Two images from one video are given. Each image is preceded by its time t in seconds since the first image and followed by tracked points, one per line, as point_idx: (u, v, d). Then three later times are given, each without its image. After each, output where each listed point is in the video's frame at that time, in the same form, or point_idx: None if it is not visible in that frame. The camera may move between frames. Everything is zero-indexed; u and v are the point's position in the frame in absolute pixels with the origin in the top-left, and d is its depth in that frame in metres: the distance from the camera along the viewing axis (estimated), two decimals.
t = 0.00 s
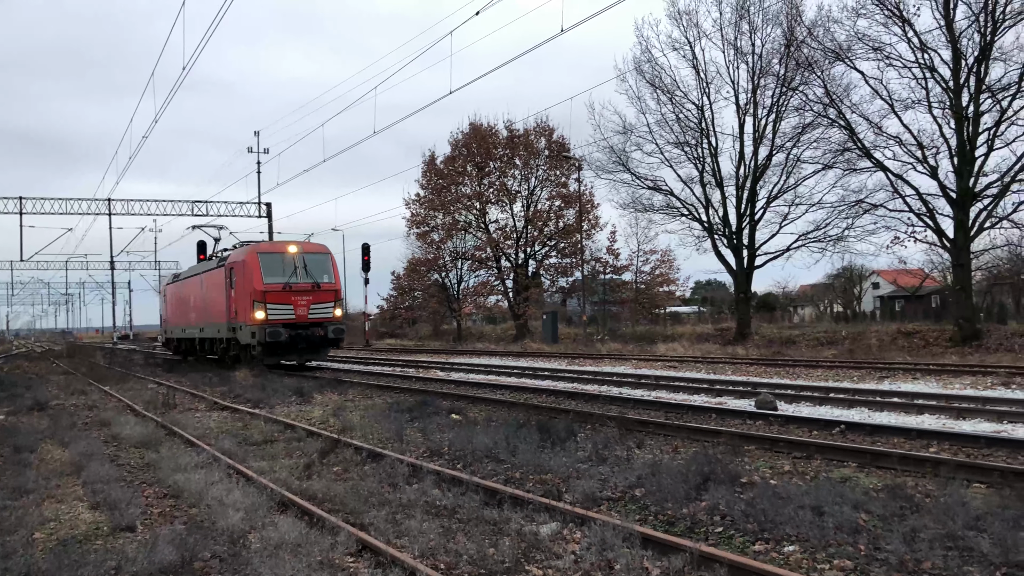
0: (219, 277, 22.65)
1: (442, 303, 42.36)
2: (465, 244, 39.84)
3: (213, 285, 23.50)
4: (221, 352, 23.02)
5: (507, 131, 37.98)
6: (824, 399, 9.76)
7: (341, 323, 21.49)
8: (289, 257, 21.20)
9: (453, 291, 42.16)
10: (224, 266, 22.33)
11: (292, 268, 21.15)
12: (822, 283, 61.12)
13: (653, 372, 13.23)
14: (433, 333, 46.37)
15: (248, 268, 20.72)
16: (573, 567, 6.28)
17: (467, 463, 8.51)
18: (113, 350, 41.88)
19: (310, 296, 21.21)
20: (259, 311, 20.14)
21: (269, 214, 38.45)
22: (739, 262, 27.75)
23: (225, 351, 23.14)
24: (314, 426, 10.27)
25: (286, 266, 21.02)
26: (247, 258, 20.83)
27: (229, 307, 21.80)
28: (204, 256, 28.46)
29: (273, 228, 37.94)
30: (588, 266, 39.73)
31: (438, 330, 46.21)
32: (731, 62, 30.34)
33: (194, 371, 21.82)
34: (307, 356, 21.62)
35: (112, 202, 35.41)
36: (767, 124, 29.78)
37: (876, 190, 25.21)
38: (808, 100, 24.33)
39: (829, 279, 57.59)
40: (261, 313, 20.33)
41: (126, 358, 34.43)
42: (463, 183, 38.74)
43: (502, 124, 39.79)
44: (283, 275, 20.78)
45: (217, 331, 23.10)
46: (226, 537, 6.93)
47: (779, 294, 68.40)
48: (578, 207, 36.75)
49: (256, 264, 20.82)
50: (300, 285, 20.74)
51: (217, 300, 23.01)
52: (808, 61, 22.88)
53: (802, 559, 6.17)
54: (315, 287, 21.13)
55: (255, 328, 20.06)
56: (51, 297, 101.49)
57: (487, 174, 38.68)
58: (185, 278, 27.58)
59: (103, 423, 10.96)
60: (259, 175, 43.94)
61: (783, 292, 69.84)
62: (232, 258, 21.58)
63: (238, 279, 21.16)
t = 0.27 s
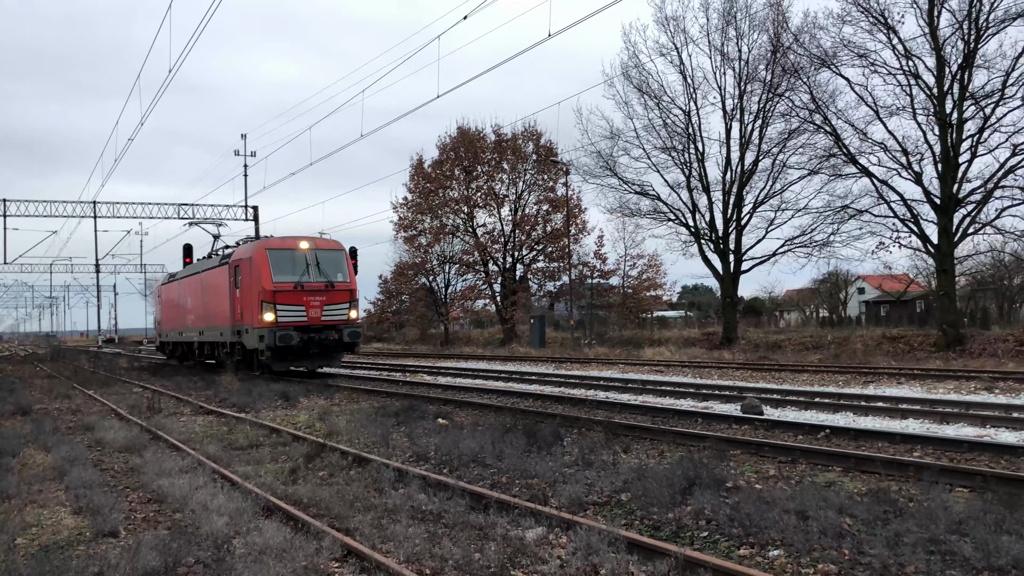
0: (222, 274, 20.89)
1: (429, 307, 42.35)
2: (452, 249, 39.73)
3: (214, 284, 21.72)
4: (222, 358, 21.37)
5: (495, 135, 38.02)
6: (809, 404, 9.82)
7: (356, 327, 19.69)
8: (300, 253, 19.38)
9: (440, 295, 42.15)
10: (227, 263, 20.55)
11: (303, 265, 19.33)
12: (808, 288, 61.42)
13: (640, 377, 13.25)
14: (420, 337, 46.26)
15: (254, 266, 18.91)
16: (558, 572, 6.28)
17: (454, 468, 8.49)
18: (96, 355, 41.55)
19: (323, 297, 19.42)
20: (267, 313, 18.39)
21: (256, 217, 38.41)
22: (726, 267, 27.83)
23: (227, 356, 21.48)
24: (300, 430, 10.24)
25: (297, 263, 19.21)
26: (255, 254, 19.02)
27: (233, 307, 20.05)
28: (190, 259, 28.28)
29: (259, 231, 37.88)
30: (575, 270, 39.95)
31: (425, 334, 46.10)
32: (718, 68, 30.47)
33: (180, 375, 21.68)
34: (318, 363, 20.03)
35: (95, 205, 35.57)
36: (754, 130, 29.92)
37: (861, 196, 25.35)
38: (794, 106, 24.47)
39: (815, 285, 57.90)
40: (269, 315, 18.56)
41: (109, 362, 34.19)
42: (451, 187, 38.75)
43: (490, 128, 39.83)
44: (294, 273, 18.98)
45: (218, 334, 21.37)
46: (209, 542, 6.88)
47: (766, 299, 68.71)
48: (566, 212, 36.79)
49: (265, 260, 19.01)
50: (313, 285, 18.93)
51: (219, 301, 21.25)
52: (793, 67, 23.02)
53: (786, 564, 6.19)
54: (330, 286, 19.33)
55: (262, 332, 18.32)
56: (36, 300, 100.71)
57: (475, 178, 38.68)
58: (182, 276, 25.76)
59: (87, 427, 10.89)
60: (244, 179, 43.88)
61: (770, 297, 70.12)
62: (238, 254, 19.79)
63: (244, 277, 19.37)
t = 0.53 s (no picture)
0: (233, 272, 19.66)
1: (419, 311, 42.33)
2: (442, 253, 39.64)
3: (223, 283, 20.52)
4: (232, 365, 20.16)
5: (485, 139, 38.04)
6: (799, 408, 9.85)
7: (379, 329, 18.61)
8: (319, 250, 18.25)
9: (430, 299, 42.12)
10: (238, 260, 19.33)
11: (323, 263, 18.18)
12: (797, 292, 61.69)
13: (630, 380, 13.26)
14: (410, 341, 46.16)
15: (270, 263, 17.72)
16: None
17: (443, 473, 8.47)
18: (82, 360, 41.28)
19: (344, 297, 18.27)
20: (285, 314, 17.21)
21: (245, 221, 38.41)
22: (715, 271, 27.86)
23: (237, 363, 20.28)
24: (289, 435, 10.20)
25: (316, 260, 18.09)
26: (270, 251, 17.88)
27: (246, 308, 18.86)
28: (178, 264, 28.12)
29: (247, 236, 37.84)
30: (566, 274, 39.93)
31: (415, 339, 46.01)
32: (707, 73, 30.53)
33: (168, 380, 21.61)
34: (338, 369, 18.85)
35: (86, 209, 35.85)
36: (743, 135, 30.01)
37: (850, 202, 24.89)
38: (783, 111, 24.57)
39: (803, 289, 58.14)
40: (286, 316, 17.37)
41: (96, 366, 34.05)
42: (441, 191, 38.74)
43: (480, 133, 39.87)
44: (313, 271, 17.86)
45: (228, 337, 20.18)
46: (197, 548, 6.84)
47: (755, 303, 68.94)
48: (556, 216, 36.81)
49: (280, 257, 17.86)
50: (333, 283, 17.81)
51: (229, 301, 20.06)
52: (782, 72, 23.13)
53: (775, 568, 6.21)
54: (352, 285, 18.20)
55: (279, 335, 17.19)
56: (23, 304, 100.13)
57: (465, 182, 38.68)
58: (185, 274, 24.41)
59: (74, 432, 10.82)
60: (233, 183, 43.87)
61: (759, 302, 70.35)
62: (251, 251, 18.57)
63: (258, 275, 18.18)
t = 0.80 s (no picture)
0: (246, 272, 18.04)
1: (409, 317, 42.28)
2: (432, 259, 39.64)
3: (234, 284, 18.87)
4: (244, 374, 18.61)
5: (475, 145, 38.11)
6: (787, 414, 9.90)
7: (411, 333, 16.93)
8: (345, 246, 16.67)
9: (420, 305, 42.10)
10: (253, 258, 17.74)
11: (349, 260, 16.59)
12: (786, 298, 61.98)
13: (621, 386, 13.29)
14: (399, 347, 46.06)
15: (291, 261, 16.15)
16: None
17: (432, 479, 8.46)
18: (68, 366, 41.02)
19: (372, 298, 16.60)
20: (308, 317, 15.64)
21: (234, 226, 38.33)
22: (704, 277, 28.00)
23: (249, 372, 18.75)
24: (277, 441, 10.17)
25: (341, 258, 16.52)
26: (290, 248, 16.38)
27: (261, 311, 17.25)
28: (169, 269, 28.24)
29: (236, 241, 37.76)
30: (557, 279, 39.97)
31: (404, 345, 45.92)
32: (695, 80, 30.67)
33: (155, 386, 21.53)
34: (365, 377, 17.33)
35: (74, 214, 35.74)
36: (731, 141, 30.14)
37: (838, 208, 25.61)
38: (772, 118, 24.73)
39: (792, 295, 58.38)
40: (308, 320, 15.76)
41: (82, 373, 33.84)
42: (432, 197, 38.77)
43: (471, 139, 40.00)
44: (338, 269, 16.27)
45: (240, 343, 18.56)
46: (184, 555, 6.79)
47: (744, 309, 69.18)
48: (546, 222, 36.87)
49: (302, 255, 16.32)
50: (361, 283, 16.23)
51: (241, 304, 18.42)
52: (771, 80, 23.30)
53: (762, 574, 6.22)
54: (382, 285, 16.56)
55: (301, 340, 15.58)
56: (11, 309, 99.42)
57: (456, 188, 38.72)
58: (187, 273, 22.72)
59: (60, 439, 10.76)
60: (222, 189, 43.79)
61: (748, 307, 70.58)
62: (268, 248, 16.99)
63: (276, 275, 16.56)
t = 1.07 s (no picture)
0: (254, 267, 16.69)
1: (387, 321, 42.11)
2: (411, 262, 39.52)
3: (238, 280, 17.53)
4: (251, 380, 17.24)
5: (454, 149, 38.09)
6: (761, 419, 10.01)
7: (439, 335, 15.63)
8: (367, 238, 15.35)
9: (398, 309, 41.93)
10: (261, 252, 16.40)
11: (371, 253, 15.27)
12: (762, 304, 62.62)
13: (598, 390, 13.35)
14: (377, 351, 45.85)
15: (308, 254, 14.77)
16: None
17: (407, 484, 8.44)
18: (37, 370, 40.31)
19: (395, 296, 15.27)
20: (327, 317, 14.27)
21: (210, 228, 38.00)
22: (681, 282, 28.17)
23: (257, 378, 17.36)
24: (252, 446, 10.09)
25: (363, 251, 15.18)
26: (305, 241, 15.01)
27: (271, 309, 15.89)
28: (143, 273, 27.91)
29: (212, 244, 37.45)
30: (535, 283, 40.03)
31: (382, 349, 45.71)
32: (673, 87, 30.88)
33: (127, 389, 21.28)
34: (389, 384, 15.91)
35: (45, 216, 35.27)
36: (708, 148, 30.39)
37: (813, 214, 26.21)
38: (748, 125, 24.95)
39: (768, 301, 58.98)
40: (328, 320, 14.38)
41: (52, 376, 33.32)
42: (411, 200, 38.68)
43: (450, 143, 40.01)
44: (359, 264, 14.93)
45: (245, 345, 17.25)
46: (153, 562, 6.69)
47: (720, 314, 69.80)
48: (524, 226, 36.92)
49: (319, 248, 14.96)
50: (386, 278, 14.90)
51: (247, 302, 17.10)
52: (748, 87, 23.53)
53: None
54: (407, 281, 15.26)
55: (320, 342, 14.25)
56: None
57: (435, 191, 38.66)
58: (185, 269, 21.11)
59: (29, 444, 10.59)
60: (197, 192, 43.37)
61: (725, 312, 71.16)
62: (280, 240, 15.62)
63: (289, 269, 15.17)
